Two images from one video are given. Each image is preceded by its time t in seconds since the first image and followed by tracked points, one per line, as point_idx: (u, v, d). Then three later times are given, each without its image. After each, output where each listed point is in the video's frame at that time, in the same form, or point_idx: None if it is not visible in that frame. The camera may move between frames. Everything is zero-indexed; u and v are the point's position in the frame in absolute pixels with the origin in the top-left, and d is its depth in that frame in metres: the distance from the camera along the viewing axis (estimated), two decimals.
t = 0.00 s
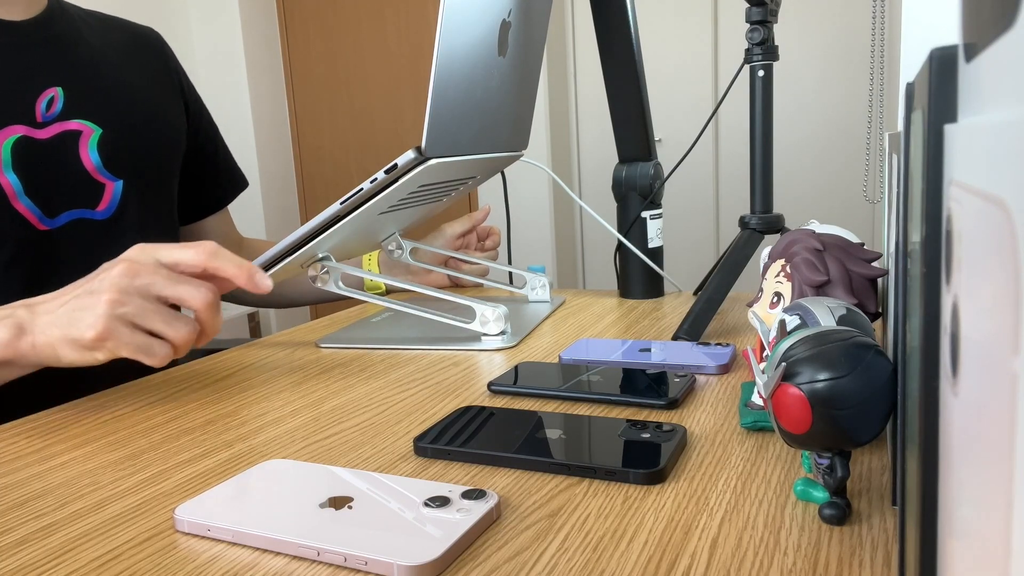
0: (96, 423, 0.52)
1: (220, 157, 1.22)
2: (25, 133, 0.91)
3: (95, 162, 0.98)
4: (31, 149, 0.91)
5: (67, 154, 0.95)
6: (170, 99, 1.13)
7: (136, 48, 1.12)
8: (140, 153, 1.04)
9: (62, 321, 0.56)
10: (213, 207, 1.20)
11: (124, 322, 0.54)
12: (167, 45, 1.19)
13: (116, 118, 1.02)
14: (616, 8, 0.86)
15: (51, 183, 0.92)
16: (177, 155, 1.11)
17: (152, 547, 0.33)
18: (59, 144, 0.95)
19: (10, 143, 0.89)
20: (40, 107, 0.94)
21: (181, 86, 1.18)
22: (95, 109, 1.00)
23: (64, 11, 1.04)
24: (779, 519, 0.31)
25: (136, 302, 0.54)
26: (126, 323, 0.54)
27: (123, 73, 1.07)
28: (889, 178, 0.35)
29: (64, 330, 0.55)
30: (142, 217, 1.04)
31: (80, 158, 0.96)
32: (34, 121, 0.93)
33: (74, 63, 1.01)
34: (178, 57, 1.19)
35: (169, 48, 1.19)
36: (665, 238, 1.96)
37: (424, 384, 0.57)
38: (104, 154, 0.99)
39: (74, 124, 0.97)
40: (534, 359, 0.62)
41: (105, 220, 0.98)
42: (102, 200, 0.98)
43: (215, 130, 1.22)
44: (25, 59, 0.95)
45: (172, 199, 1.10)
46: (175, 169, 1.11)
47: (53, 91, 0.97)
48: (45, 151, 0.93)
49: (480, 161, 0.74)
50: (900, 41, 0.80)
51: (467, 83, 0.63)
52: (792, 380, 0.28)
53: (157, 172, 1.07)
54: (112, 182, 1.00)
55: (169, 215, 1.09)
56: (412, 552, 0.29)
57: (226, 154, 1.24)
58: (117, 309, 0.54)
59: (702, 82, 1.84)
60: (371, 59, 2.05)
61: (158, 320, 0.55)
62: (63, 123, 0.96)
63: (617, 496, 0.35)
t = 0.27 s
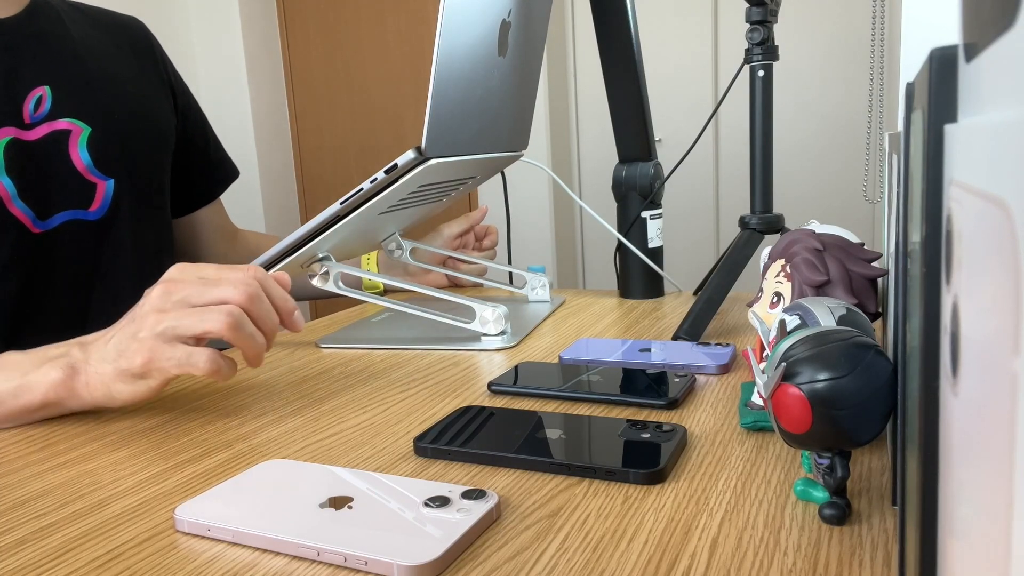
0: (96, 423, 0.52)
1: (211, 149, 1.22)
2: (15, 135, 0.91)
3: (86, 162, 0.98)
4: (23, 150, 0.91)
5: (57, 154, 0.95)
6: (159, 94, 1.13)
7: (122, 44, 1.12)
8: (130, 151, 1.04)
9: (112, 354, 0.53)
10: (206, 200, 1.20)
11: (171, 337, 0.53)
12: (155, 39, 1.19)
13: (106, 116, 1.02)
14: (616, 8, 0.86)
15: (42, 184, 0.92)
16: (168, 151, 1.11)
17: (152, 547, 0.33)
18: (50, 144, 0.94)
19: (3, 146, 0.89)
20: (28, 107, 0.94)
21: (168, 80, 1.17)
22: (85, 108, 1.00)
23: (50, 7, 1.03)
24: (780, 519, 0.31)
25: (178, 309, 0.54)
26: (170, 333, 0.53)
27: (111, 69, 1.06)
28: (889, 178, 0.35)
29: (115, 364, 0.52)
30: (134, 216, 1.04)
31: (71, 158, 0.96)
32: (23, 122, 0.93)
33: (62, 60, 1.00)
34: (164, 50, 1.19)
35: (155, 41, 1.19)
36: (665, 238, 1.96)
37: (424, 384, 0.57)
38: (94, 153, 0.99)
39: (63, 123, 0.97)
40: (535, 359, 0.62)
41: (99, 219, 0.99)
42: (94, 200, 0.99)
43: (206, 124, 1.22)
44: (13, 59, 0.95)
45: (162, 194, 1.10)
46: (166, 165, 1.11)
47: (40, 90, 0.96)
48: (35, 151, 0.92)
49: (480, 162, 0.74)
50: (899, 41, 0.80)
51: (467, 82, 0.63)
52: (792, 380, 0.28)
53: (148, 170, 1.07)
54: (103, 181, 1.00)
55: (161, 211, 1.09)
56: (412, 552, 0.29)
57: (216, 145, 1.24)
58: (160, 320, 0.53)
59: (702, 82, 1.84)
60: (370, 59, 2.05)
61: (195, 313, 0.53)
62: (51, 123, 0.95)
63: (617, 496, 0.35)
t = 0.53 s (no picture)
0: (95, 423, 0.52)
1: (210, 147, 1.22)
2: None
3: (73, 164, 0.98)
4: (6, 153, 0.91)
5: (41, 157, 0.95)
6: (153, 92, 1.13)
7: (116, 41, 1.12)
8: (120, 150, 1.04)
9: (115, 368, 0.53)
10: (206, 200, 1.20)
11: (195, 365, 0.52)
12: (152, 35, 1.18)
13: (95, 115, 1.02)
14: (616, 9, 0.86)
15: (27, 187, 0.92)
16: (161, 149, 1.11)
17: (152, 547, 0.33)
18: (35, 146, 0.94)
19: None
20: (13, 109, 0.94)
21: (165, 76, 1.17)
22: (72, 108, 1.00)
23: (41, 5, 1.03)
24: (780, 519, 0.31)
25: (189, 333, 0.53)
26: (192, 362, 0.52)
27: (103, 67, 1.06)
28: (890, 177, 0.35)
29: (117, 379, 0.52)
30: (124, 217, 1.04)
31: (57, 160, 0.96)
32: (8, 124, 0.93)
33: (50, 59, 1.00)
34: (161, 46, 1.19)
35: (152, 35, 1.18)
36: (665, 238, 1.96)
37: (424, 384, 0.57)
38: (81, 155, 0.99)
39: (49, 125, 0.97)
40: (535, 359, 0.62)
41: (88, 221, 0.99)
42: (82, 203, 0.98)
43: (203, 121, 1.22)
44: None
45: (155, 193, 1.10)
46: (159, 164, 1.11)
47: (27, 91, 0.96)
48: (19, 154, 0.92)
49: (480, 162, 0.74)
50: (900, 41, 0.80)
51: (467, 82, 0.63)
52: (792, 379, 0.28)
53: (139, 169, 1.07)
54: (92, 183, 1.00)
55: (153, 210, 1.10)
56: (411, 552, 0.29)
57: (215, 144, 1.24)
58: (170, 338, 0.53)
59: (702, 82, 1.85)
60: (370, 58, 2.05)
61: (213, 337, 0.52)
62: (37, 125, 0.95)
63: (617, 496, 0.35)
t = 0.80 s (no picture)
0: (96, 423, 0.52)
1: (207, 144, 1.22)
2: None
3: (69, 157, 0.98)
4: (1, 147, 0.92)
5: (37, 150, 0.95)
6: (150, 88, 1.13)
7: (113, 37, 1.12)
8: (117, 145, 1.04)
9: (114, 373, 0.52)
10: (201, 198, 1.20)
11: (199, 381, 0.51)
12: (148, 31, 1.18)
13: (91, 109, 1.02)
14: (616, 9, 0.86)
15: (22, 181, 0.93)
16: (158, 145, 1.11)
17: (152, 547, 0.33)
18: (31, 140, 0.95)
19: None
20: (10, 102, 0.95)
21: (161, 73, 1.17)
22: (68, 102, 1.00)
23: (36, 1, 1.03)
24: (780, 519, 0.31)
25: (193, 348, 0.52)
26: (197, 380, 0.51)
27: (99, 62, 1.06)
28: (890, 178, 0.35)
29: (116, 385, 0.51)
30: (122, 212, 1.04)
31: (53, 154, 0.96)
32: (4, 118, 0.93)
33: (45, 55, 1.01)
34: (157, 42, 1.18)
35: (147, 31, 1.18)
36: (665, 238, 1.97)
37: (424, 384, 0.57)
38: (78, 149, 0.99)
39: (46, 119, 0.97)
40: (535, 359, 0.62)
41: (84, 216, 0.98)
42: (79, 197, 0.98)
43: (201, 119, 1.22)
44: None
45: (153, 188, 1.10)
46: (156, 160, 1.10)
47: (23, 84, 0.97)
48: (15, 147, 0.93)
49: (480, 162, 0.74)
50: (900, 41, 0.80)
51: (467, 82, 0.63)
52: (792, 380, 0.28)
53: (135, 165, 1.07)
54: (88, 177, 0.99)
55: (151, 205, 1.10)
56: (411, 552, 0.29)
57: (214, 143, 1.24)
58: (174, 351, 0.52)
59: (702, 82, 1.85)
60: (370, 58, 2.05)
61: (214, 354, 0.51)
62: (33, 118, 0.96)
63: (617, 496, 0.35)
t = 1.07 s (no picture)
0: (96, 423, 0.52)
1: (207, 146, 1.23)
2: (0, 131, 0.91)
3: (73, 157, 0.98)
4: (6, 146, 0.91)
5: (41, 150, 0.94)
6: (150, 89, 1.13)
7: (112, 38, 1.12)
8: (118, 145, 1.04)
9: (121, 368, 0.52)
10: (201, 201, 1.20)
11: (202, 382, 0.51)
12: (148, 35, 1.19)
13: (94, 111, 1.02)
14: (616, 9, 0.86)
15: (26, 181, 0.92)
16: (158, 146, 1.11)
17: (153, 547, 0.33)
18: (36, 140, 0.94)
19: None
20: (13, 102, 0.94)
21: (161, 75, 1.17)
22: (71, 102, 1.00)
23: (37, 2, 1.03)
24: (780, 519, 0.31)
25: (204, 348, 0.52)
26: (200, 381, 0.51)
27: (99, 64, 1.06)
28: (890, 178, 0.36)
29: (121, 378, 0.51)
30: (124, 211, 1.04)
31: (58, 153, 0.96)
32: (9, 117, 0.93)
33: (48, 56, 1.00)
34: (156, 45, 1.19)
35: (147, 35, 1.19)
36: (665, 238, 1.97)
37: (424, 384, 0.57)
38: (81, 148, 0.99)
39: (49, 119, 0.97)
40: (534, 359, 0.62)
41: (87, 216, 0.99)
42: (82, 197, 0.98)
43: (199, 121, 1.22)
44: None
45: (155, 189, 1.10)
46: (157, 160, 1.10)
47: (26, 85, 0.96)
48: (20, 147, 0.92)
49: (480, 162, 0.74)
50: (899, 42, 0.80)
51: (467, 82, 0.63)
52: (792, 379, 0.28)
53: (137, 165, 1.07)
54: (91, 177, 1.00)
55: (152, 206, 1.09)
56: (411, 552, 0.29)
57: (213, 145, 1.24)
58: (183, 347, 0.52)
59: (702, 83, 1.85)
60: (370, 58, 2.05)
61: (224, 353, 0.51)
62: (37, 118, 0.95)
63: (616, 496, 0.35)
